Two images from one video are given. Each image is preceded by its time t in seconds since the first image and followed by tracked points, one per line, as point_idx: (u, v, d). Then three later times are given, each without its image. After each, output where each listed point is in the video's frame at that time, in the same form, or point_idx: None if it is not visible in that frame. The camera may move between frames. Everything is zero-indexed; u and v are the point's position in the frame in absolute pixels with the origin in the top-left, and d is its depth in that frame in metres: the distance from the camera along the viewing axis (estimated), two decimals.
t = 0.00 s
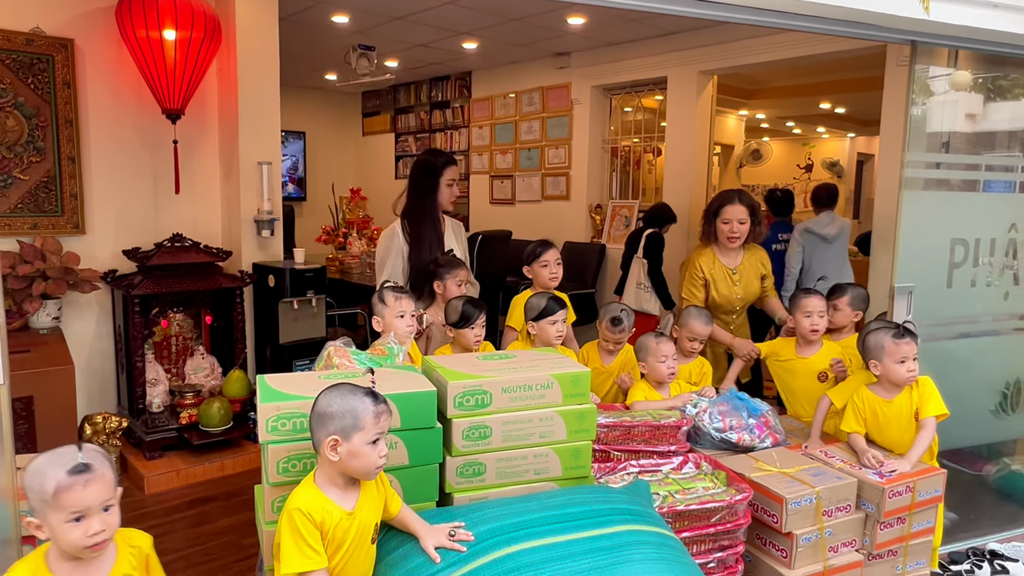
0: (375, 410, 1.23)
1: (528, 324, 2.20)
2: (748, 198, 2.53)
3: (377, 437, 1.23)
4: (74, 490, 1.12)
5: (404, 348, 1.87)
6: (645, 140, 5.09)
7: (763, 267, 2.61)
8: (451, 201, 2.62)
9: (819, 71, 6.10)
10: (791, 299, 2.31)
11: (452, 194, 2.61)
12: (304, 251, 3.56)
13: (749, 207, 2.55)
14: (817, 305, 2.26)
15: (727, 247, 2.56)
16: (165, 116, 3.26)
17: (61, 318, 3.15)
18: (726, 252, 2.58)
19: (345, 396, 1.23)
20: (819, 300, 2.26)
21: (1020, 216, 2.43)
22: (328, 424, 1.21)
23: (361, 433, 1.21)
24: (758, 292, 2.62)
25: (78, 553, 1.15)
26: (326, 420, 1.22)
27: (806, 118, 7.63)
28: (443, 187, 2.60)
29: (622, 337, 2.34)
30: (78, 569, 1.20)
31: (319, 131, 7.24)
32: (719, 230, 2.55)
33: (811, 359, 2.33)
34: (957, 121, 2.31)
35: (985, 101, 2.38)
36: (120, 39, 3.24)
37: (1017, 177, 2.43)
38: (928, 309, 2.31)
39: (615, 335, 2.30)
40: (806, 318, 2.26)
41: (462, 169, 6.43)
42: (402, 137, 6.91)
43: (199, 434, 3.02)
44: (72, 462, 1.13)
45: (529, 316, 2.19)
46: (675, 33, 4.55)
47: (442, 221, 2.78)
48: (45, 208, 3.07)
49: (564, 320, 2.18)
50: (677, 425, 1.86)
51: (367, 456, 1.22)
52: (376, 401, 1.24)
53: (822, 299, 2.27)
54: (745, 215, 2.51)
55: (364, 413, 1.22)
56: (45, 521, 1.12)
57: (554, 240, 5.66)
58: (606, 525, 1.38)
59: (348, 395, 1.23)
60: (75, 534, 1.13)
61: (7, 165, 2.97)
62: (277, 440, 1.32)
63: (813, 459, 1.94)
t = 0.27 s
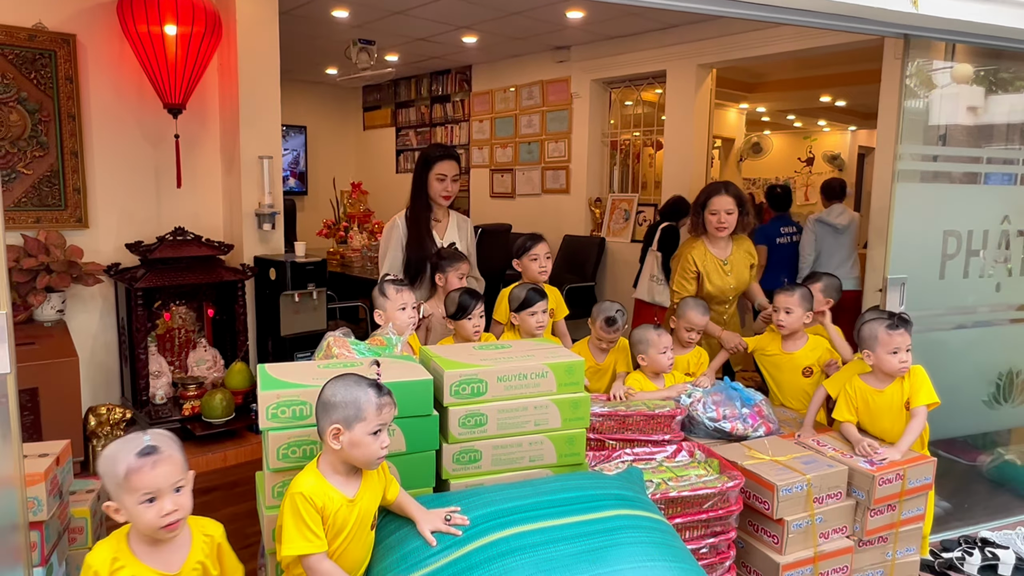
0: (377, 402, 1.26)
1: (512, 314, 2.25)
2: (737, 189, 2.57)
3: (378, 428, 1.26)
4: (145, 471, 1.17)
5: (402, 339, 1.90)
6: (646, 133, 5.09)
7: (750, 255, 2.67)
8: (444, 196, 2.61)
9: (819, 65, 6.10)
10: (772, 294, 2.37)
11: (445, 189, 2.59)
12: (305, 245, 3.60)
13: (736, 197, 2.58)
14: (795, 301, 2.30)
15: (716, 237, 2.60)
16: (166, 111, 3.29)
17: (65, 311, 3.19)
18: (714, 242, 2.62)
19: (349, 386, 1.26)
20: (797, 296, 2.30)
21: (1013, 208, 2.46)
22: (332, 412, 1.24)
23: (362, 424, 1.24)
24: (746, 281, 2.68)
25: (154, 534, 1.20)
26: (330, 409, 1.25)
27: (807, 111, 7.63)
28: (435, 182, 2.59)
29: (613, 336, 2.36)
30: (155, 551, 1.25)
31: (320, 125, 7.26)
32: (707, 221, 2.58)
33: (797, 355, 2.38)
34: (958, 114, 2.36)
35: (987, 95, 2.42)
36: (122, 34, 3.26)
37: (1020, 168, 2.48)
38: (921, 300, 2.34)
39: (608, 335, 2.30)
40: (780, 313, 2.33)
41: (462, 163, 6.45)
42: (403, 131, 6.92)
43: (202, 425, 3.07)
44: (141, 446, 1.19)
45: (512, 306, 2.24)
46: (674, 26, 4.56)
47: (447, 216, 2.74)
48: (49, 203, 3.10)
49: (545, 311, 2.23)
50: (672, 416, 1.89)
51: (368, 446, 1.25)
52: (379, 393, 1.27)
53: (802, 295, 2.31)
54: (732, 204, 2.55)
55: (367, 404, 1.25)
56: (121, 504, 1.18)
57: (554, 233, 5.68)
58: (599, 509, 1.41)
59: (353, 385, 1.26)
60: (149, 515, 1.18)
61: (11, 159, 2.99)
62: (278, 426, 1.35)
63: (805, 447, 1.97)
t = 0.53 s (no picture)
0: (372, 390, 1.27)
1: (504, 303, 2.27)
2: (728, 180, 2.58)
3: (374, 416, 1.27)
4: (194, 478, 1.11)
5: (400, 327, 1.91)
6: (645, 125, 5.11)
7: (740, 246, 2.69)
8: (441, 186, 2.63)
9: (818, 55, 6.09)
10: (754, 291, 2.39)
11: (441, 179, 2.61)
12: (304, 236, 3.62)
13: (727, 188, 2.59)
14: (774, 299, 2.33)
15: (707, 227, 2.62)
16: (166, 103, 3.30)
17: (67, 303, 3.21)
18: (706, 232, 2.64)
19: (346, 375, 1.27)
20: (777, 293, 2.33)
21: (1007, 198, 2.48)
22: (329, 400, 1.27)
23: (357, 412, 1.26)
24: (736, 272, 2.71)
25: (197, 545, 1.13)
26: (327, 396, 1.27)
27: (807, 102, 7.63)
28: (430, 172, 2.61)
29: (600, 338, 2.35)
30: (194, 561, 1.18)
31: (319, 117, 7.26)
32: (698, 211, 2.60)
33: (778, 348, 2.44)
34: (959, 104, 2.39)
35: (987, 85, 2.44)
36: (121, 26, 3.27)
37: (1020, 158, 2.50)
38: (914, 289, 2.36)
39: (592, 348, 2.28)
40: (763, 311, 2.35)
41: (462, 154, 6.46)
42: (402, 123, 6.93)
43: (203, 415, 3.10)
44: (192, 451, 1.13)
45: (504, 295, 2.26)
46: (673, 17, 4.56)
47: (444, 207, 2.77)
48: (50, 195, 3.12)
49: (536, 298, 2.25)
50: (666, 403, 1.93)
51: (363, 434, 1.27)
52: (376, 382, 1.29)
53: (782, 291, 2.34)
54: (723, 196, 2.56)
55: (362, 392, 1.26)
56: (165, 511, 1.11)
57: (553, 225, 5.70)
58: (593, 492, 1.44)
59: (350, 373, 1.28)
60: (194, 524, 1.11)
61: (11, 151, 3.01)
62: (277, 413, 1.38)
63: (798, 434, 1.99)
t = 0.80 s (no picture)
0: (368, 381, 1.28)
1: (503, 296, 2.30)
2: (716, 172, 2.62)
3: (369, 407, 1.28)
4: (241, 523, 1.04)
5: (398, 318, 1.93)
6: (645, 118, 5.10)
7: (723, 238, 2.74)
8: (436, 175, 2.61)
9: (817, 48, 6.10)
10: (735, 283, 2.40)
11: (436, 169, 2.59)
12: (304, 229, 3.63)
13: (714, 180, 2.63)
14: (758, 291, 2.35)
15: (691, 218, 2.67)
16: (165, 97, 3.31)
17: (68, 296, 3.23)
18: (690, 223, 2.69)
19: (343, 366, 1.29)
20: (763, 285, 2.34)
21: (1002, 188, 2.49)
22: (326, 391, 1.28)
23: (352, 403, 1.27)
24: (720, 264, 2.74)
25: None
26: (325, 387, 1.29)
27: (807, 95, 7.63)
28: (427, 162, 2.58)
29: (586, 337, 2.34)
30: None
31: (318, 111, 7.27)
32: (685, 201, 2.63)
33: (762, 337, 2.44)
34: (959, 95, 2.41)
35: (987, 75, 2.47)
36: (119, 21, 3.28)
37: (1019, 149, 2.52)
38: (909, 280, 2.38)
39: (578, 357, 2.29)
40: (748, 302, 2.37)
41: (461, 148, 6.47)
42: (401, 116, 6.94)
43: (204, 407, 3.11)
44: (238, 495, 1.05)
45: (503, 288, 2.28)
46: (671, 10, 4.57)
47: (438, 198, 2.77)
48: (50, 189, 3.13)
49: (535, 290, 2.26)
50: (662, 392, 1.94)
51: (359, 424, 1.28)
52: (371, 372, 1.29)
53: (767, 284, 2.35)
54: (709, 187, 2.59)
55: (357, 383, 1.27)
56: (209, 561, 1.03)
57: (552, 218, 5.71)
58: (589, 480, 1.46)
59: (346, 364, 1.29)
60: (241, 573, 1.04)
61: (11, 145, 3.02)
62: (276, 403, 1.40)
63: (793, 424, 2.01)
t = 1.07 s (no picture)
0: (361, 367, 1.28)
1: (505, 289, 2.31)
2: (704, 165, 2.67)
3: (363, 393, 1.29)
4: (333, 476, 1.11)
5: (396, 309, 1.94)
6: (643, 111, 5.10)
7: (710, 230, 2.80)
8: (432, 167, 2.63)
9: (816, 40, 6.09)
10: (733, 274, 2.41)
11: (433, 161, 2.61)
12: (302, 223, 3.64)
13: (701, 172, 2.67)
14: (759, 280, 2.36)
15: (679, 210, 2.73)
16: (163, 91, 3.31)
17: (68, 290, 3.24)
18: (677, 215, 2.74)
19: (337, 353, 1.29)
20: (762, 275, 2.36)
21: (997, 179, 2.50)
22: (321, 378, 1.29)
23: (346, 389, 1.27)
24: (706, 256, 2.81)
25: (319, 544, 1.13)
26: (320, 374, 1.30)
27: (805, 87, 7.62)
28: (423, 153, 2.60)
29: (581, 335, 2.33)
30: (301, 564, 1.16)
31: (316, 106, 7.26)
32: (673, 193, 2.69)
33: (758, 328, 2.48)
34: (957, 87, 2.41)
35: (986, 67, 2.47)
36: (117, 14, 3.28)
37: (1018, 140, 2.53)
38: (905, 271, 2.39)
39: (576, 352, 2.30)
40: (750, 292, 2.37)
41: (459, 141, 6.47)
42: (400, 110, 6.93)
43: (204, 400, 3.13)
44: (319, 452, 1.12)
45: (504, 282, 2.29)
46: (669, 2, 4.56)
47: (431, 191, 2.80)
48: (49, 183, 3.14)
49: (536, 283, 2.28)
50: (659, 382, 1.96)
51: (355, 410, 1.28)
52: (364, 358, 1.29)
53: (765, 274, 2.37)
54: (697, 178, 2.64)
55: (350, 369, 1.27)
56: (303, 517, 1.08)
57: (551, 211, 5.71)
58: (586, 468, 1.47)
59: (339, 351, 1.29)
60: (327, 525, 1.11)
61: (10, 140, 3.03)
62: (275, 393, 1.41)
63: (790, 413, 2.03)
